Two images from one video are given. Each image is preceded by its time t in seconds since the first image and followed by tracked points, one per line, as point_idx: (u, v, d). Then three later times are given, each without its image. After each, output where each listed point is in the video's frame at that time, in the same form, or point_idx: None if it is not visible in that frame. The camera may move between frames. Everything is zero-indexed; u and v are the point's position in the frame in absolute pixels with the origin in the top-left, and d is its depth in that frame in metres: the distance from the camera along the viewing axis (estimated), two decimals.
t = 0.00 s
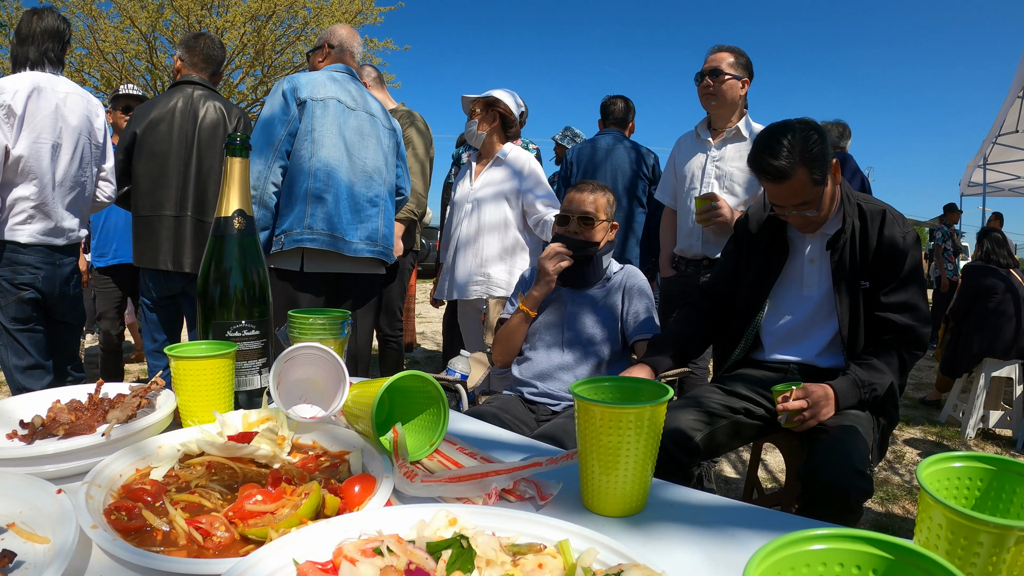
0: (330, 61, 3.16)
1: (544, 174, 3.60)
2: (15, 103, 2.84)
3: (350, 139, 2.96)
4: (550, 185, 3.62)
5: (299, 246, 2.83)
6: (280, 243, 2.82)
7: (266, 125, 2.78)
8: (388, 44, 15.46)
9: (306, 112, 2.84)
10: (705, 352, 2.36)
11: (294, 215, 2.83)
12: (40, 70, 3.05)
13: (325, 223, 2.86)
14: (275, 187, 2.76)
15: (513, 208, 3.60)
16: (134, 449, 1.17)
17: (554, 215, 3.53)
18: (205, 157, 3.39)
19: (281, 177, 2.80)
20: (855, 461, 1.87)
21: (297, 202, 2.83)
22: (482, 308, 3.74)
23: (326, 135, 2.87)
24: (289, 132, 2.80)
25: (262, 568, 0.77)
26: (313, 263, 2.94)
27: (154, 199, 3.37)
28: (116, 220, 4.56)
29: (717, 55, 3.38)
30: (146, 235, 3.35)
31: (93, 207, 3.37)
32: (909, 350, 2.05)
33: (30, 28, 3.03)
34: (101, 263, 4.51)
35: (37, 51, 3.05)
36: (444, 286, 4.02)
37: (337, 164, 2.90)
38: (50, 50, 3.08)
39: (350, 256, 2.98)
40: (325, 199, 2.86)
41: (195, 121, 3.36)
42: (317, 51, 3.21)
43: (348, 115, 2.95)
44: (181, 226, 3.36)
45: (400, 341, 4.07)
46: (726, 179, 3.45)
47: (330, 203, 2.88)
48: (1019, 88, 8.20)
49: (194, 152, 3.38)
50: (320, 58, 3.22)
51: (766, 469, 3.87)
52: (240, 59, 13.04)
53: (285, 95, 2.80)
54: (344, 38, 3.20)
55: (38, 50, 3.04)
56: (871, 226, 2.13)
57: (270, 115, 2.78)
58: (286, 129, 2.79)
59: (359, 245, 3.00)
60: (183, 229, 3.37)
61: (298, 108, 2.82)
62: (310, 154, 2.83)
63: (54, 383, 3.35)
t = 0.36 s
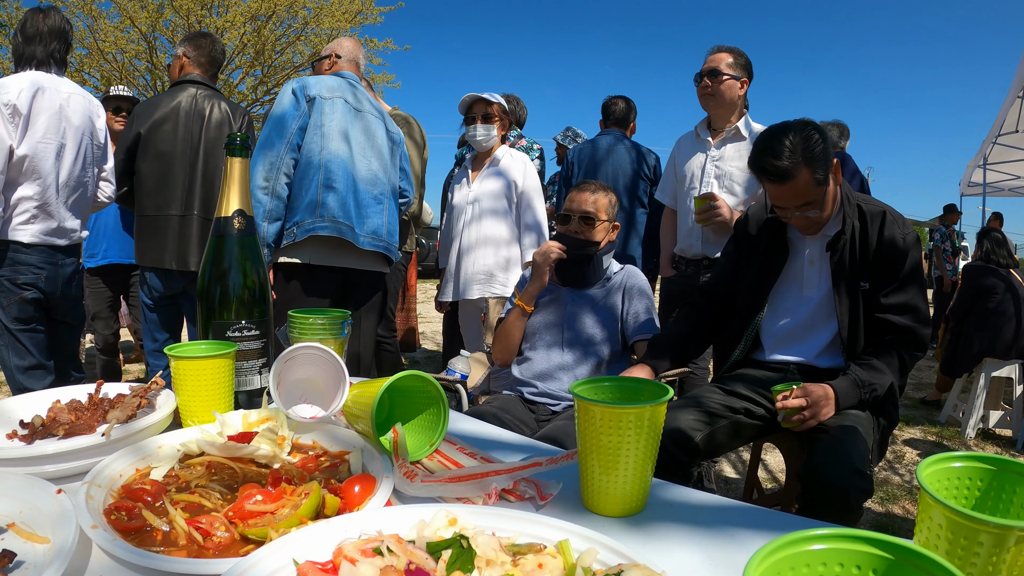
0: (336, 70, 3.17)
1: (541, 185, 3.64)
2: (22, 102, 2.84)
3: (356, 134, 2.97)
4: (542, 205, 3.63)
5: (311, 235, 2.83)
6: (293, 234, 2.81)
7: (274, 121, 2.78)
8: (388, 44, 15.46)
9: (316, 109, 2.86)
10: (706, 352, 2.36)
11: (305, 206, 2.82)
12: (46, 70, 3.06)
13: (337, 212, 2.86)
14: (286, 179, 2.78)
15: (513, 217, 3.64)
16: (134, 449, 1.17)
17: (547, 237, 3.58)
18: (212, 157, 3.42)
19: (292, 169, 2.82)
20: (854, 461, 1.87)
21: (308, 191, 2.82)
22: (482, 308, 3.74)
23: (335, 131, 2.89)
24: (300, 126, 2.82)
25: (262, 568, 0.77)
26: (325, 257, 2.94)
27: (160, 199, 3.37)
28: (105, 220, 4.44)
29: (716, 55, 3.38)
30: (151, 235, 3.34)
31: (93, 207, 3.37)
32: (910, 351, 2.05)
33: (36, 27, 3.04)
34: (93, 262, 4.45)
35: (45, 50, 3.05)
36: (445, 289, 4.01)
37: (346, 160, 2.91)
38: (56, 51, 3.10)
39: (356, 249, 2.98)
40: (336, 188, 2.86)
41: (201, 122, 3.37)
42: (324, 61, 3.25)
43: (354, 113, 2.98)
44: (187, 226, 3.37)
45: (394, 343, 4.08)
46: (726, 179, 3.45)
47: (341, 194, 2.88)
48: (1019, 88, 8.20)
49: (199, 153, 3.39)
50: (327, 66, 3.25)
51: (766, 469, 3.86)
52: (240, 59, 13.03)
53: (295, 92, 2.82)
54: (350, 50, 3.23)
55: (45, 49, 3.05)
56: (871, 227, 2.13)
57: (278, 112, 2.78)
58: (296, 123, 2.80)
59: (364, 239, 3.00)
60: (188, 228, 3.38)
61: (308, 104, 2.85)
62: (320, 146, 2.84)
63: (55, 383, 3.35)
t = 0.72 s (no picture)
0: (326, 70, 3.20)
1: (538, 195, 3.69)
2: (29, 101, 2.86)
3: (344, 138, 2.97)
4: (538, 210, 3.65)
5: (298, 241, 2.86)
6: (280, 239, 2.85)
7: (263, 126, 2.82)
8: (388, 44, 15.47)
9: (301, 113, 2.85)
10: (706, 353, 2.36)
11: (292, 211, 2.84)
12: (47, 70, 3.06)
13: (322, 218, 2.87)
14: (274, 186, 2.82)
15: (511, 226, 3.65)
16: (135, 449, 1.17)
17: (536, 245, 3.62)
18: (218, 158, 3.43)
19: (279, 175, 2.84)
20: (854, 461, 1.87)
21: (294, 197, 2.84)
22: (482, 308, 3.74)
23: (321, 134, 2.88)
24: (286, 131, 2.83)
25: (262, 568, 0.77)
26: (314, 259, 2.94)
27: (164, 200, 3.37)
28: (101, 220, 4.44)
29: (715, 54, 3.38)
30: (156, 235, 3.34)
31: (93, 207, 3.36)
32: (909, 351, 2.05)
33: (41, 27, 3.04)
34: (88, 262, 4.45)
35: (52, 50, 3.07)
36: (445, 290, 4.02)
37: (332, 164, 2.91)
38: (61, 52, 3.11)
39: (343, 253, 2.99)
40: (320, 194, 2.86)
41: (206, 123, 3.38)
42: (312, 61, 3.27)
43: (342, 117, 2.97)
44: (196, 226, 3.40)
45: (392, 342, 4.08)
46: (726, 179, 3.45)
47: (327, 199, 2.89)
48: (1019, 88, 8.19)
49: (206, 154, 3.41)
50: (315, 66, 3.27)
51: (766, 469, 3.87)
52: (240, 59, 13.03)
53: (282, 96, 2.83)
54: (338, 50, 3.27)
55: (52, 50, 3.07)
56: (871, 227, 2.13)
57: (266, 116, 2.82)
58: (281, 129, 2.82)
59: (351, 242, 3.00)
60: (198, 228, 3.41)
61: (294, 109, 2.84)
62: (305, 152, 2.84)
63: (56, 384, 3.35)
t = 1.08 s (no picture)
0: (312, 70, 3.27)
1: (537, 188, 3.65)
2: (30, 102, 2.87)
3: (330, 139, 2.96)
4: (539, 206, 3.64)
5: (283, 241, 2.85)
6: (265, 239, 2.85)
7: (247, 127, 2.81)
8: (388, 44, 15.48)
9: (287, 115, 2.85)
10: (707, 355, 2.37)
11: (278, 211, 2.84)
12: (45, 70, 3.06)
13: (308, 218, 2.86)
14: (259, 188, 2.82)
15: (507, 218, 3.65)
16: (134, 449, 1.17)
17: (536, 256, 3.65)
18: (220, 158, 3.43)
19: (264, 178, 2.84)
20: (853, 461, 1.87)
21: (280, 199, 2.83)
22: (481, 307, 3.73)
23: (308, 136, 2.88)
24: (271, 133, 2.82)
25: (262, 568, 0.77)
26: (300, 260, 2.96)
27: (165, 200, 3.37)
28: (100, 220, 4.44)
29: (714, 54, 3.38)
30: (158, 236, 3.34)
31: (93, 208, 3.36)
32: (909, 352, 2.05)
33: (42, 27, 3.03)
34: (88, 262, 4.44)
35: (54, 51, 3.08)
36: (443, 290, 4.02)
37: (320, 165, 2.91)
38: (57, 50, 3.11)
39: (332, 251, 2.99)
40: (306, 195, 2.84)
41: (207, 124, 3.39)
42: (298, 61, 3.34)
43: (329, 118, 2.96)
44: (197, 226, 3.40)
45: (394, 342, 4.08)
46: (728, 179, 3.46)
47: (315, 199, 2.88)
48: (1019, 88, 8.19)
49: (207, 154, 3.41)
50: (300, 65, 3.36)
51: (766, 469, 3.86)
52: (240, 59, 13.03)
53: (267, 96, 2.83)
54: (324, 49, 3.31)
55: (55, 51, 3.08)
56: (873, 228, 2.13)
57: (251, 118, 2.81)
58: (267, 131, 2.82)
59: (341, 241, 3.01)
60: (200, 229, 3.41)
61: (280, 111, 2.84)
62: (291, 153, 2.84)
63: (55, 384, 3.35)
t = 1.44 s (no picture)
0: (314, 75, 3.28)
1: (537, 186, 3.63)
2: (30, 102, 2.87)
3: (343, 141, 3.10)
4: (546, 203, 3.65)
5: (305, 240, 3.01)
6: (286, 238, 3.00)
7: (266, 129, 2.92)
8: (388, 44, 15.48)
9: (305, 117, 2.98)
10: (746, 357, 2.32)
11: (298, 211, 2.97)
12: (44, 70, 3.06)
13: (330, 218, 3.03)
14: (280, 186, 2.94)
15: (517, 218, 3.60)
16: (134, 449, 1.17)
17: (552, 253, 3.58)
18: (214, 157, 3.43)
19: (285, 177, 2.96)
20: (850, 461, 1.87)
21: (301, 198, 2.97)
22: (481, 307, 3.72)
23: (325, 138, 3.02)
24: (291, 135, 2.94)
25: (262, 568, 0.77)
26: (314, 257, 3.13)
27: (163, 200, 3.38)
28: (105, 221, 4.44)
29: (716, 54, 3.39)
30: (156, 236, 3.34)
31: (93, 208, 3.36)
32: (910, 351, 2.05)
33: (45, 28, 3.03)
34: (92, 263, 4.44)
35: (58, 52, 3.09)
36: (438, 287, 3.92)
37: (337, 166, 3.06)
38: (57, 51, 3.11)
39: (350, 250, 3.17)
40: (327, 197, 3.01)
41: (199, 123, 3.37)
42: (299, 66, 3.33)
43: (341, 120, 3.10)
44: (190, 226, 3.38)
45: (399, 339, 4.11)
46: (728, 179, 3.46)
47: (335, 199, 3.04)
48: (1019, 88, 8.18)
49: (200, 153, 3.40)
50: (303, 71, 3.34)
51: (766, 469, 3.86)
52: (240, 59, 13.03)
53: (286, 100, 2.94)
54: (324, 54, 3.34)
55: (57, 52, 3.09)
56: (872, 227, 2.13)
57: (269, 120, 2.92)
58: (288, 133, 2.93)
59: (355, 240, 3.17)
60: (194, 229, 3.40)
61: (298, 113, 2.96)
62: (311, 155, 2.97)
63: (55, 384, 3.35)
